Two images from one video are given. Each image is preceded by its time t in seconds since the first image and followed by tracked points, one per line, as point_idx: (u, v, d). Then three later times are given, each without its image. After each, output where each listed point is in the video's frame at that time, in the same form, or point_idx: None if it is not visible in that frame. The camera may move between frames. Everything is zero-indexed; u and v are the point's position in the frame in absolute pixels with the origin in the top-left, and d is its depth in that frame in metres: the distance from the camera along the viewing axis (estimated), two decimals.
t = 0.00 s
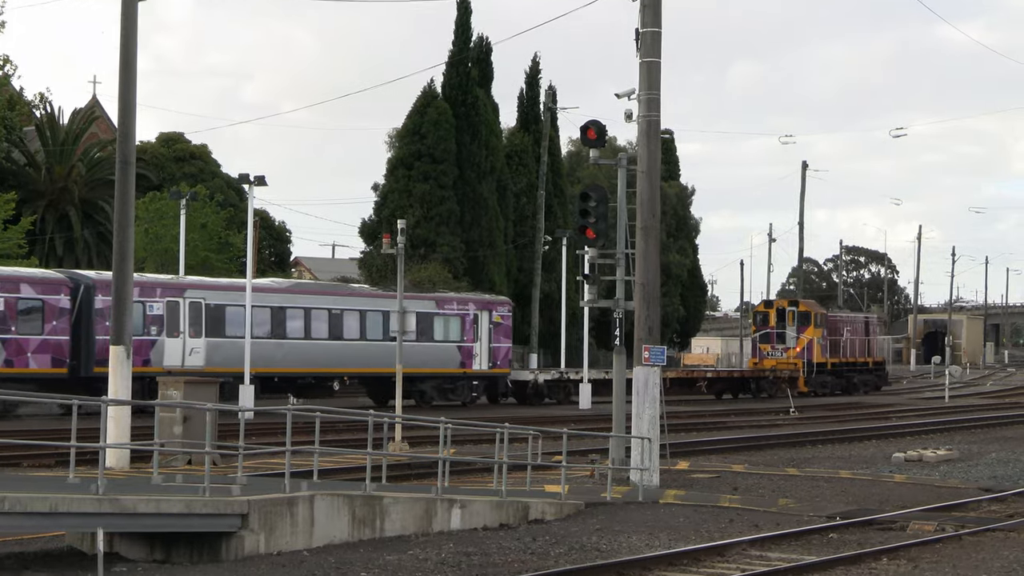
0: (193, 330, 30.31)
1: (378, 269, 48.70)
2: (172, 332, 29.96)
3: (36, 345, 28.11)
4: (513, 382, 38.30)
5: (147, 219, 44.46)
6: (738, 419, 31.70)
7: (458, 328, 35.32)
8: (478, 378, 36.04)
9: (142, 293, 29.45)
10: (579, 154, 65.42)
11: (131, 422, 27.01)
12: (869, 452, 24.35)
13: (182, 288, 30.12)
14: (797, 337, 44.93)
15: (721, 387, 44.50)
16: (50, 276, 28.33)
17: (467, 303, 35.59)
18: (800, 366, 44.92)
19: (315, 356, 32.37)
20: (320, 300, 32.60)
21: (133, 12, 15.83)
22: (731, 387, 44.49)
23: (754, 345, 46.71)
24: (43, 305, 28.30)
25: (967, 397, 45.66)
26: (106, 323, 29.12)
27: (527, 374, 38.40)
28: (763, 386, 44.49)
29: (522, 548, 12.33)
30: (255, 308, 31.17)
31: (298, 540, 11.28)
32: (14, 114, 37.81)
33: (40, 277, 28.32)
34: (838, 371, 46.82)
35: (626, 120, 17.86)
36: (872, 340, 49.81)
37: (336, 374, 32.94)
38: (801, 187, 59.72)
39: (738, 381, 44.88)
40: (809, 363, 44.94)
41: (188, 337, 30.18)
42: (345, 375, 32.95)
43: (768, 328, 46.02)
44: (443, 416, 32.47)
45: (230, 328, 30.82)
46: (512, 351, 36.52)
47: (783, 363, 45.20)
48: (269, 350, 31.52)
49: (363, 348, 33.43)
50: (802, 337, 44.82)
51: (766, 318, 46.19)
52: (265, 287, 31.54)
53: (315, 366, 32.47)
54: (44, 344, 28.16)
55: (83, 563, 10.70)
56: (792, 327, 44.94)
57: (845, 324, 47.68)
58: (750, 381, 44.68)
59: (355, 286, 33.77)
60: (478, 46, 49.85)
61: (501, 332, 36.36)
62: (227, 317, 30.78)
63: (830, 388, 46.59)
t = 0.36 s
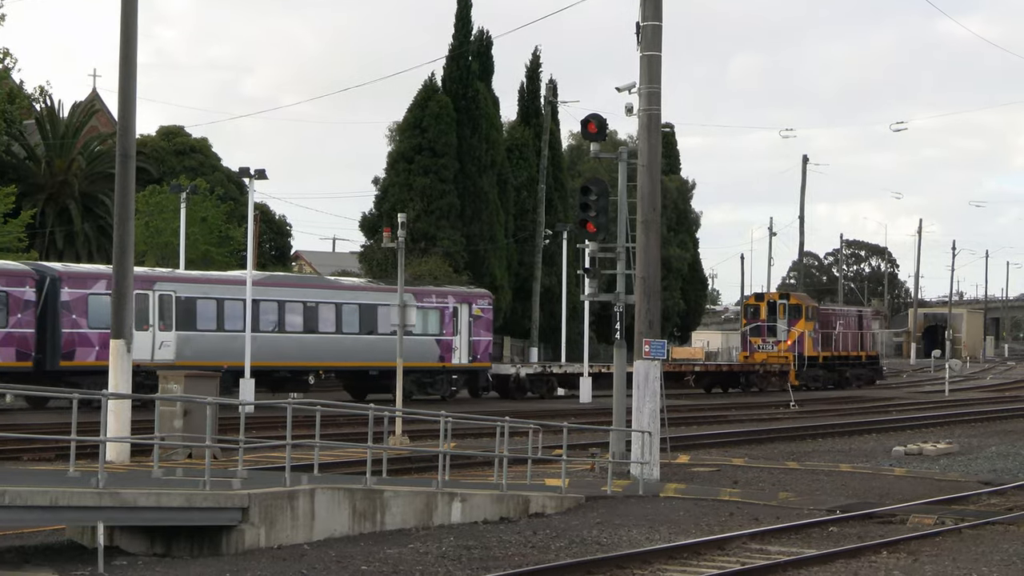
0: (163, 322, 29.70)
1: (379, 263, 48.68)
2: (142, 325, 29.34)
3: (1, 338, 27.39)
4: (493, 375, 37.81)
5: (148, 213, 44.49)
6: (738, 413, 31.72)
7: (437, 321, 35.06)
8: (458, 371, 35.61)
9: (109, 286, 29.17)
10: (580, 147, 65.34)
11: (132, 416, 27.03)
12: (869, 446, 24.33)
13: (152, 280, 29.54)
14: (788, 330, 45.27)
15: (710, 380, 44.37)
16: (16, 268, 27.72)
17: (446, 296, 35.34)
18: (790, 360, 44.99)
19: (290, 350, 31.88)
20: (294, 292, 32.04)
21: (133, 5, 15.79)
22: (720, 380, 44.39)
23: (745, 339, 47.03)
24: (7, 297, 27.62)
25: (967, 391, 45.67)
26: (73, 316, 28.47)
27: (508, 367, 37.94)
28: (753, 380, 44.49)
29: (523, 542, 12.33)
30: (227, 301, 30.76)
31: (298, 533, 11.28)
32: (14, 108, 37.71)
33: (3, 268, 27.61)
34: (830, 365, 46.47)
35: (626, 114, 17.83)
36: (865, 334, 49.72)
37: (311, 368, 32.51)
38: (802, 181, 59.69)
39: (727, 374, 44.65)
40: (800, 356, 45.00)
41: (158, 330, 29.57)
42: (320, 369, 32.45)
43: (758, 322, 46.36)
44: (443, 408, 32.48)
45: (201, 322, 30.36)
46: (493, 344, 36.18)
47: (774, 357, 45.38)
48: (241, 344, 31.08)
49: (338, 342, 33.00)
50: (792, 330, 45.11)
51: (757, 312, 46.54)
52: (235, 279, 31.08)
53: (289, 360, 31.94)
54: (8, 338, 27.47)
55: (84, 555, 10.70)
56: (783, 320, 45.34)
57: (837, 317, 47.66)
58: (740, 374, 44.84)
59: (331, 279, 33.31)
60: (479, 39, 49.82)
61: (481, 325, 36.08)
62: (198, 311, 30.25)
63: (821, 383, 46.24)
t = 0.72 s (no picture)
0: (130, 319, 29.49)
1: (376, 259, 48.62)
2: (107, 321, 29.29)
3: None
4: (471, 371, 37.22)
5: (146, 209, 44.40)
6: (736, 408, 31.75)
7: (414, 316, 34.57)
8: (435, 367, 35.17)
9: (74, 281, 28.99)
10: (578, 143, 65.34)
11: (130, 412, 27.01)
12: (868, 441, 24.35)
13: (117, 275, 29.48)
14: (776, 325, 44.87)
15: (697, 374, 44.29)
16: None
17: (423, 290, 34.89)
18: (779, 355, 44.89)
19: (261, 346, 31.47)
20: (266, 287, 31.69)
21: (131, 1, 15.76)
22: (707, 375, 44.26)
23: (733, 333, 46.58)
24: None
25: (965, 385, 45.74)
26: (35, 311, 28.28)
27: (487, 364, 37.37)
28: (739, 374, 44.44)
29: (522, 537, 12.34)
30: (196, 296, 30.51)
31: (296, 529, 11.28)
32: (11, 105, 37.65)
33: None
34: (819, 360, 46.69)
35: (624, 109, 17.82)
36: (857, 328, 49.65)
37: (285, 363, 32.08)
38: (800, 176, 59.76)
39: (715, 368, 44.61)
40: (788, 351, 44.92)
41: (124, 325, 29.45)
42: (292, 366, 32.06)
43: (747, 316, 45.62)
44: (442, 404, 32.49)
45: (170, 316, 30.03)
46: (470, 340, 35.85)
47: (763, 352, 45.01)
48: (211, 340, 30.72)
49: (311, 337, 32.57)
50: (781, 325, 44.86)
51: (746, 306, 45.96)
52: (205, 275, 30.84)
53: (260, 357, 31.53)
54: None
55: (81, 553, 10.69)
56: (771, 315, 44.81)
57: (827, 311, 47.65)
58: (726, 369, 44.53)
59: (303, 273, 32.94)
60: (476, 35, 49.80)
61: (458, 321, 35.73)
62: (166, 308, 29.90)
63: (811, 378, 46.43)
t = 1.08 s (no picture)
0: (96, 315, 29.47)
1: (375, 256, 48.58)
2: (73, 317, 29.09)
3: None
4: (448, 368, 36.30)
5: (144, 206, 44.40)
6: (735, 406, 31.74)
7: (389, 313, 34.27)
8: (411, 365, 34.50)
9: (38, 276, 28.65)
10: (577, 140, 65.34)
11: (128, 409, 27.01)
12: (866, 439, 24.36)
13: (83, 271, 29.20)
14: (765, 323, 44.64)
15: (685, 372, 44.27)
16: None
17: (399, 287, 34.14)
18: (767, 353, 44.71)
19: (230, 343, 31.17)
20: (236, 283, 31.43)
21: None
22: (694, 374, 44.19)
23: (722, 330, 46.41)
24: None
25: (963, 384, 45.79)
26: None
27: (465, 360, 36.46)
28: (726, 373, 44.33)
29: (519, 535, 12.34)
30: (164, 292, 30.24)
31: (295, 527, 11.29)
32: (9, 101, 37.61)
33: None
34: (809, 358, 46.56)
35: (623, 106, 17.81)
36: (847, 326, 49.59)
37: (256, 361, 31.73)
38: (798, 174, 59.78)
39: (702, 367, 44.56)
40: (777, 349, 44.69)
41: (90, 322, 29.28)
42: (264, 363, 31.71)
43: (735, 314, 45.60)
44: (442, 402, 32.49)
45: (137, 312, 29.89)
46: (447, 336, 35.09)
47: (751, 349, 44.98)
48: (179, 337, 30.44)
49: (285, 333, 32.22)
50: (769, 322, 44.53)
51: (734, 304, 45.76)
52: (174, 271, 30.60)
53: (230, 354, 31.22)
54: None
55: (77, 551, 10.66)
56: (760, 312, 44.63)
57: (817, 309, 47.58)
58: (713, 368, 44.39)
59: (278, 269, 32.56)
60: (475, 32, 49.86)
61: (435, 318, 34.89)
62: (132, 299, 29.62)
63: (801, 376, 46.20)
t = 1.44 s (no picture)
0: (62, 311, 28.98)
1: (374, 254, 48.56)
2: (37, 314, 28.61)
3: None
4: (426, 367, 35.63)
5: (144, 204, 44.41)
6: (734, 404, 31.70)
7: (365, 310, 34.18)
8: (386, 362, 34.64)
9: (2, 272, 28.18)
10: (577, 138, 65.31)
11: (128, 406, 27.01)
12: (865, 437, 24.38)
13: (49, 266, 28.77)
14: (753, 320, 44.20)
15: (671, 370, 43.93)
16: None
17: (374, 283, 34.30)
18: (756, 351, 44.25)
19: (200, 340, 30.80)
20: (206, 280, 31.04)
21: None
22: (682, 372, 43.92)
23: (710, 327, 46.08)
24: None
25: (962, 382, 45.81)
26: None
27: (444, 359, 35.80)
28: (713, 371, 44.00)
29: (518, 533, 12.36)
30: (133, 287, 29.73)
31: (294, 524, 11.29)
32: (9, 99, 37.56)
33: None
34: (799, 356, 46.09)
35: (622, 105, 17.81)
36: (839, 324, 49.10)
37: (225, 358, 31.28)
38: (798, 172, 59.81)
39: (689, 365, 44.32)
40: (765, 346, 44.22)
41: (56, 319, 28.83)
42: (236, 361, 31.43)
43: (724, 311, 45.21)
44: (441, 400, 32.49)
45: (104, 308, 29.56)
46: (425, 333, 34.06)
47: (739, 347, 44.65)
48: (148, 333, 30.02)
49: (257, 330, 31.73)
50: (758, 320, 44.07)
51: (723, 300, 45.32)
52: (145, 265, 30.12)
53: (200, 351, 30.82)
54: None
55: (76, 547, 10.68)
56: (749, 310, 44.15)
57: (808, 307, 47.10)
58: (700, 366, 44.07)
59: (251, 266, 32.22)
60: (475, 30, 49.88)
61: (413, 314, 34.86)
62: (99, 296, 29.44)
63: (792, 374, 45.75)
